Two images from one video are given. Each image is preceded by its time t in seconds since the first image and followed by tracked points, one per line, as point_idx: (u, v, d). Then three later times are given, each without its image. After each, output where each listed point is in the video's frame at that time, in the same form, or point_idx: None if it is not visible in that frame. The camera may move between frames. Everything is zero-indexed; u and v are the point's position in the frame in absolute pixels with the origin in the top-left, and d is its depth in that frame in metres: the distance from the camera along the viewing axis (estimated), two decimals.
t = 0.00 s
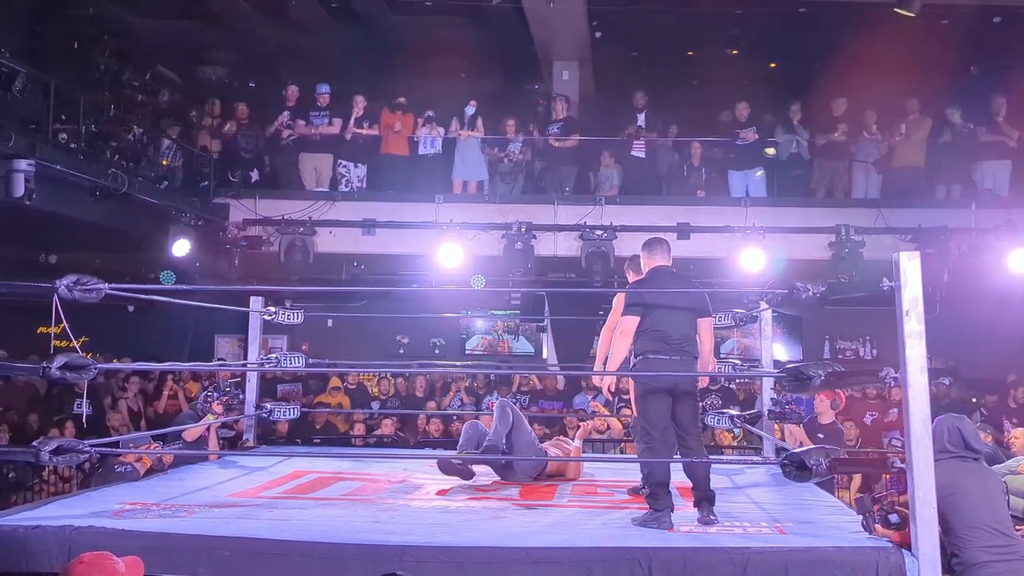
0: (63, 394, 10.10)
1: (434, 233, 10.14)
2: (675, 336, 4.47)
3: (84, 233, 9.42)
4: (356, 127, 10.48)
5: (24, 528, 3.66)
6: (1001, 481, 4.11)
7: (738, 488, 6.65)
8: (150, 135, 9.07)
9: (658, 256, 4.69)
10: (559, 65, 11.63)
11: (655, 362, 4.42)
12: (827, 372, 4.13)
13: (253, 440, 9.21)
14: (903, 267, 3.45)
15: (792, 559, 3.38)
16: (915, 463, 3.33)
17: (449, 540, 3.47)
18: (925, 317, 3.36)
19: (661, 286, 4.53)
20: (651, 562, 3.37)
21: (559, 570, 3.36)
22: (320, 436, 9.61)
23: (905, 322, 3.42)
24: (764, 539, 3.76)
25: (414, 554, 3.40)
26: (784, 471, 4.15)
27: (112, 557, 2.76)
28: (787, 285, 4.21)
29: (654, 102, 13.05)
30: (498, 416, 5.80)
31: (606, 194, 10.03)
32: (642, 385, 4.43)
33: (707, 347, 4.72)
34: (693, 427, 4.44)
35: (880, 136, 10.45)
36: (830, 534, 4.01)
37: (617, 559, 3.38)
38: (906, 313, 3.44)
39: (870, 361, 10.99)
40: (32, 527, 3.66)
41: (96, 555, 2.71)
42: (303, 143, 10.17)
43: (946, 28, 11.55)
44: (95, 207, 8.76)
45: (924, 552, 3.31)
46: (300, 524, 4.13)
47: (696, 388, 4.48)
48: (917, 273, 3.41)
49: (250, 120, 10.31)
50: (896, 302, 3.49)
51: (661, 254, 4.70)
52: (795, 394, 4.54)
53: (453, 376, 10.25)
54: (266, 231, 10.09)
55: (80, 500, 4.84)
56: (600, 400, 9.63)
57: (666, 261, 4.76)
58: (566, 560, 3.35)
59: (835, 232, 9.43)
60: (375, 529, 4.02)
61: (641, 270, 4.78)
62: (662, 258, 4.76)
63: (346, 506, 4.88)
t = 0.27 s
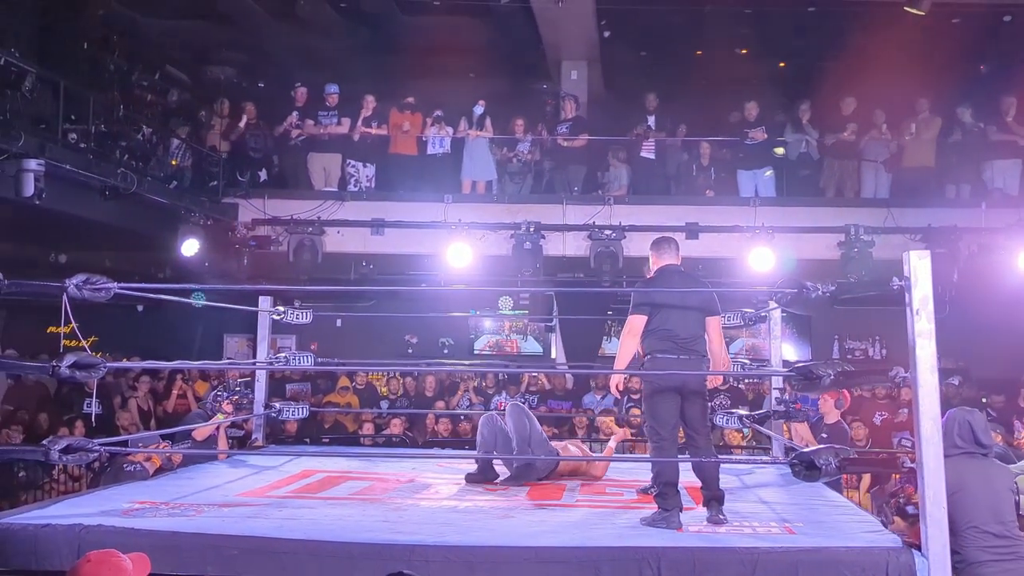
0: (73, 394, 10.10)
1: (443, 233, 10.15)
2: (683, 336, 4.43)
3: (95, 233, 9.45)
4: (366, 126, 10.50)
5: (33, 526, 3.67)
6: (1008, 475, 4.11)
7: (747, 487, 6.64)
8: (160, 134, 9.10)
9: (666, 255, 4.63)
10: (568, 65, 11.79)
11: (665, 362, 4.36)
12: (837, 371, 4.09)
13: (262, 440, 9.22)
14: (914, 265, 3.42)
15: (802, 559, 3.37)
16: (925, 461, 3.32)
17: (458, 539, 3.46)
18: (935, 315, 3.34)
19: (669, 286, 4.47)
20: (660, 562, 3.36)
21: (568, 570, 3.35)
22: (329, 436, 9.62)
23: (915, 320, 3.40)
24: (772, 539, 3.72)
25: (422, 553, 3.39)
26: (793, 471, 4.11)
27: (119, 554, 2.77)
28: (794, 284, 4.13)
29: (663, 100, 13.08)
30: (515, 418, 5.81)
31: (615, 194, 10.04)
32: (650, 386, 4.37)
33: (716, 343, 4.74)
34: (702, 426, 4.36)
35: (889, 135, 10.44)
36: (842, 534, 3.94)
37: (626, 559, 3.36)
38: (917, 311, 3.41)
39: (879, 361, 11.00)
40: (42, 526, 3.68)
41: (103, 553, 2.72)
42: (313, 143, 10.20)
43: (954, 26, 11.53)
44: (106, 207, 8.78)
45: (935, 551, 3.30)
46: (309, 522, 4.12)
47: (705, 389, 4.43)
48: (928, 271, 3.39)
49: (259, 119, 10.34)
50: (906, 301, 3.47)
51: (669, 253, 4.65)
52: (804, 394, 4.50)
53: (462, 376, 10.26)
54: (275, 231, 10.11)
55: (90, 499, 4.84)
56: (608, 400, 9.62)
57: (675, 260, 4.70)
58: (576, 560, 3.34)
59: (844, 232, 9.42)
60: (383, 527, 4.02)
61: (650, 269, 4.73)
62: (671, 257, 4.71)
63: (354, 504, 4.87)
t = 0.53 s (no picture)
0: (81, 394, 10.10)
1: (449, 233, 10.15)
2: (689, 336, 4.37)
3: (101, 233, 9.45)
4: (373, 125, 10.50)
5: (38, 526, 3.65)
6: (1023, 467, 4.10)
7: (754, 487, 6.62)
8: (167, 134, 9.10)
9: (672, 255, 4.57)
10: (574, 65, 11.79)
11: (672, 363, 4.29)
12: (844, 372, 4.06)
13: (267, 439, 9.21)
14: (921, 266, 3.42)
15: (809, 560, 3.33)
16: (932, 462, 3.31)
17: (464, 539, 3.45)
18: (942, 316, 3.33)
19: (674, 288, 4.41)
20: (666, 563, 3.33)
21: (574, 570, 3.32)
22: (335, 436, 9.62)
23: (922, 321, 3.39)
24: (778, 540, 3.68)
25: (427, 554, 3.37)
26: (799, 471, 4.08)
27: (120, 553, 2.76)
28: (799, 284, 4.04)
29: (669, 100, 13.10)
30: (530, 417, 5.75)
31: (622, 194, 10.04)
32: (656, 387, 4.31)
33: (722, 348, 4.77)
34: (707, 427, 4.28)
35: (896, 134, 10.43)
36: (849, 535, 3.90)
37: (632, 560, 3.34)
38: (923, 312, 3.40)
39: (887, 361, 11.00)
40: (46, 526, 3.66)
41: (105, 551, 2.71)
42: (319, 143, 10.21)
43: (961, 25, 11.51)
44: (112, 207, 8.79)
45: (941, 552, 3.29)
46: (313, 522, 4.10)
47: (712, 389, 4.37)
48: (936, 272, 3.38)
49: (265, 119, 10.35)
50: (913, 302, 3.46)
51: (675, 252, 4.59)
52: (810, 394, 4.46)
53: (468, 376, 10.26)
54: (282, 231, 10.11)
55: (96, 498, 4.82)
56: (615, 400, 9.57)
57: (680, 260, 4.64)
58: (582, 560, 3.31)
59: (851, 232, 9.41)
60: (388, 527, 4.00)
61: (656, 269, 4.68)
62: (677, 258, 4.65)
63: (359, 503, 4.85)
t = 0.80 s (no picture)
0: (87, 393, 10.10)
1: (456, 232, 10.17)
2: (695, 335, 4.35)
3: (107, 233, 9.47)
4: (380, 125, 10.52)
5: (45, 526, 3.65)
6: None
7: (760, 487, 6.61)
8: (173, 135, 9.11)
9: (678, 255, 4.53)
10: (580, 65, 11.81)
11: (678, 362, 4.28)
12: (850, 372, 4.04)
13: (273, 439, 9.21)
14: (928, 266, 3.40)
15: (815, 560, 3.33)
16: (939, 462, 3.30)
17: (469, 539, 3.44)
18: (949, 315, 3.31)
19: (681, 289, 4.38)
20: (672, 563, 3.32)
21: (579, 570, 3.32)
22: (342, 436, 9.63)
23: (929, 320, 3.38)
24: (784, 540, 3.67)
25: (433, 553, 3.37)
26: (805, 471, 4.05)
27: (122, 550, 2.60)
28: (806, 283, 3.99)
29: (675, 100, 13.13)
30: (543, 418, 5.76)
31: (627, 194, 10.04)
32: (662, 386, 4.29)
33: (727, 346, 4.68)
34: (713, 426, 4.29)
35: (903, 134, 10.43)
36: (855, 535, 3.88)
37: (638, 560, 3.33)
38: (931, 311, 3.39)
39: (894, 361, 11.03)
40: (53, 525, 3.65)
41: (106, 549, 2.55)
42: (325, 143, 10.22)
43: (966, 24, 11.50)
44: (119, 206, 8.79)
45: (948, 553, 3.27)
46: (319, 522, 4.09)
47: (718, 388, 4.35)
48: (943, 271, 3.37)
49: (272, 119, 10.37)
50: (920, 301, 3.44)
51: (681, 252, 4.55)
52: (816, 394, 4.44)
53: (474, 376, 10.27)
54: (288, 231, 10.12)
55: (103, 498, 4.82)
56: (621, 400, 9.51)
57: (686, 259, 4.59)
58: (588, 560, 3.31)
59: (858, 232, 9.42)
60: (393, 526, 3.99)
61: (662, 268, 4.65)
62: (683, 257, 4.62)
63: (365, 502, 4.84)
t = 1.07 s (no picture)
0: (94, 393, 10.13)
1: (462, 232, 10.17)
2: (701, 335, 4.33)
3: (113, 233, 9.49)
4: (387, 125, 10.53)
5: (52, 525, 3.66)
6: None
7: (767, 487, 6.60)
8: (180, 135, 9.13)
9: (684, 254, 4.53)
10: (586, 65, 11.80)
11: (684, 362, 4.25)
12: (858, 372, 4.01)
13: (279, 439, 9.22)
14: (935, 267, 3.41)
15: (821, 561, 3.32)
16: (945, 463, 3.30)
17: (476, 539, 3.44)
18: (956, 316, 3.31)
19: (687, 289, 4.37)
20: (678, 564, 3.31)
21: (585, 570, 3.31)
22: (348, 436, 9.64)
23: (936, 320, 3.37)
24: (790, 540, 3.67)
25: (439, 553, 3.37)
26: (812, 471, 4.03)
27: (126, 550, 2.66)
28: (813, 283, 3.95)
29: (680, 100, 13.14)
30: (556, 419, 5.76)
31: (634, 194, 10.01)
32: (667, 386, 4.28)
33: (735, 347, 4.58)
34: (719, 426, 4.26)
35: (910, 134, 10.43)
36: (862, 535, 3.87)
37: (643, 560, 3.32)
38: (937, 311, 3.38)
39: (901, 361, 11.03)
40: (60, 525, 3.66)
41: (110, 549, 2.62)
42: (332, 143, 10.23)
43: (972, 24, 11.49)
44: (125, 207, 8.81)
45: (954, 553, 3.28)
46: (325, 522, 4.10)
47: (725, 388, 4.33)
48: (949, 272, 3.37)
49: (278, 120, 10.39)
50: (926, 301, 3.44)
51: (687, 252, 4.55)
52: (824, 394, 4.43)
53: (480, 376, 10.28)
54: (295, 231, 10.13)
55: (110, 498, 4.83)
56: (627, 400, 9.49)
57: (692, 259, 4.60)
58: (594, 560, 3.30)
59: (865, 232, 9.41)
60: (399, 526, 3.99)
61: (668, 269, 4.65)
62: (689, 258, 4.62)
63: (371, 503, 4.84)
